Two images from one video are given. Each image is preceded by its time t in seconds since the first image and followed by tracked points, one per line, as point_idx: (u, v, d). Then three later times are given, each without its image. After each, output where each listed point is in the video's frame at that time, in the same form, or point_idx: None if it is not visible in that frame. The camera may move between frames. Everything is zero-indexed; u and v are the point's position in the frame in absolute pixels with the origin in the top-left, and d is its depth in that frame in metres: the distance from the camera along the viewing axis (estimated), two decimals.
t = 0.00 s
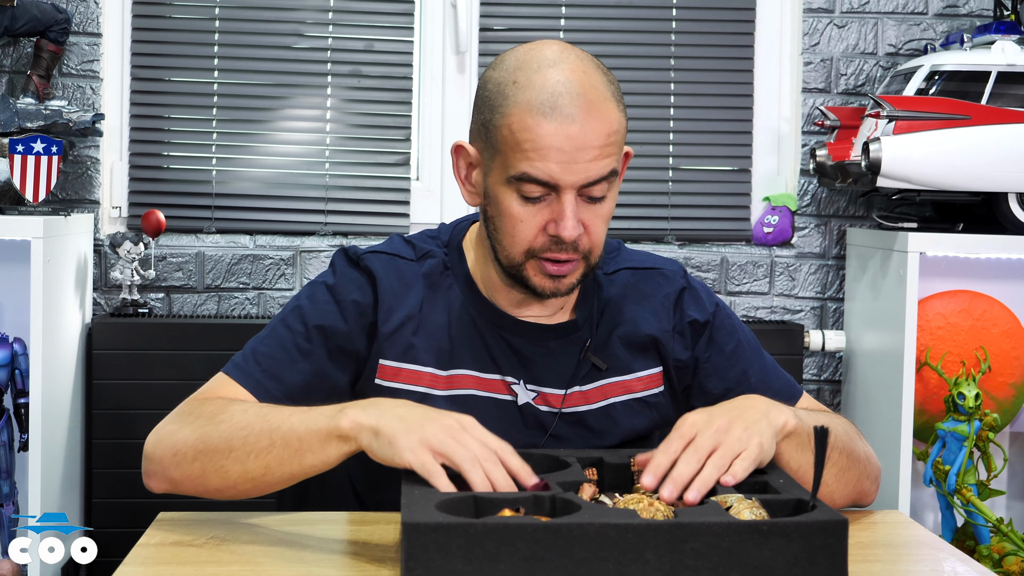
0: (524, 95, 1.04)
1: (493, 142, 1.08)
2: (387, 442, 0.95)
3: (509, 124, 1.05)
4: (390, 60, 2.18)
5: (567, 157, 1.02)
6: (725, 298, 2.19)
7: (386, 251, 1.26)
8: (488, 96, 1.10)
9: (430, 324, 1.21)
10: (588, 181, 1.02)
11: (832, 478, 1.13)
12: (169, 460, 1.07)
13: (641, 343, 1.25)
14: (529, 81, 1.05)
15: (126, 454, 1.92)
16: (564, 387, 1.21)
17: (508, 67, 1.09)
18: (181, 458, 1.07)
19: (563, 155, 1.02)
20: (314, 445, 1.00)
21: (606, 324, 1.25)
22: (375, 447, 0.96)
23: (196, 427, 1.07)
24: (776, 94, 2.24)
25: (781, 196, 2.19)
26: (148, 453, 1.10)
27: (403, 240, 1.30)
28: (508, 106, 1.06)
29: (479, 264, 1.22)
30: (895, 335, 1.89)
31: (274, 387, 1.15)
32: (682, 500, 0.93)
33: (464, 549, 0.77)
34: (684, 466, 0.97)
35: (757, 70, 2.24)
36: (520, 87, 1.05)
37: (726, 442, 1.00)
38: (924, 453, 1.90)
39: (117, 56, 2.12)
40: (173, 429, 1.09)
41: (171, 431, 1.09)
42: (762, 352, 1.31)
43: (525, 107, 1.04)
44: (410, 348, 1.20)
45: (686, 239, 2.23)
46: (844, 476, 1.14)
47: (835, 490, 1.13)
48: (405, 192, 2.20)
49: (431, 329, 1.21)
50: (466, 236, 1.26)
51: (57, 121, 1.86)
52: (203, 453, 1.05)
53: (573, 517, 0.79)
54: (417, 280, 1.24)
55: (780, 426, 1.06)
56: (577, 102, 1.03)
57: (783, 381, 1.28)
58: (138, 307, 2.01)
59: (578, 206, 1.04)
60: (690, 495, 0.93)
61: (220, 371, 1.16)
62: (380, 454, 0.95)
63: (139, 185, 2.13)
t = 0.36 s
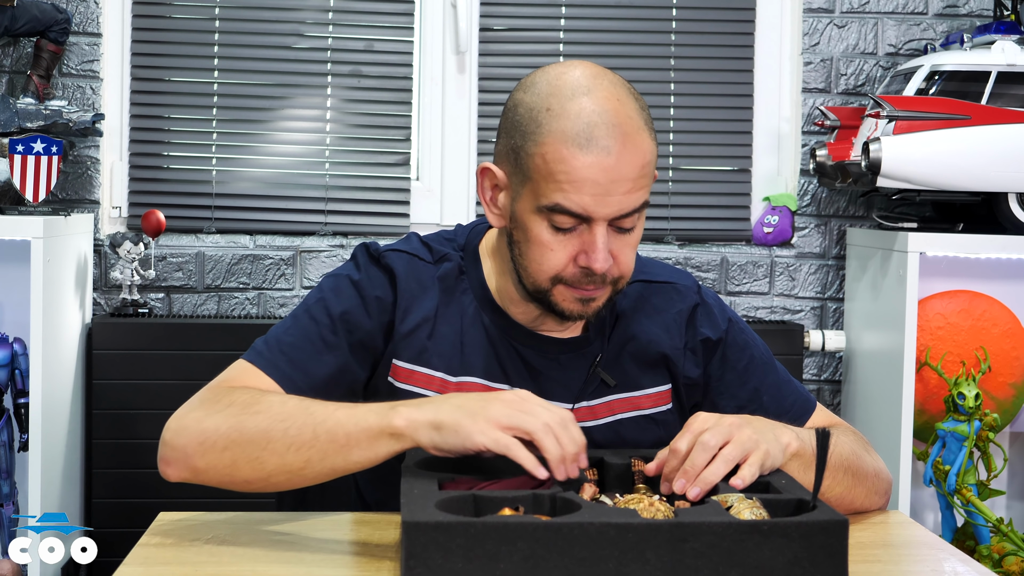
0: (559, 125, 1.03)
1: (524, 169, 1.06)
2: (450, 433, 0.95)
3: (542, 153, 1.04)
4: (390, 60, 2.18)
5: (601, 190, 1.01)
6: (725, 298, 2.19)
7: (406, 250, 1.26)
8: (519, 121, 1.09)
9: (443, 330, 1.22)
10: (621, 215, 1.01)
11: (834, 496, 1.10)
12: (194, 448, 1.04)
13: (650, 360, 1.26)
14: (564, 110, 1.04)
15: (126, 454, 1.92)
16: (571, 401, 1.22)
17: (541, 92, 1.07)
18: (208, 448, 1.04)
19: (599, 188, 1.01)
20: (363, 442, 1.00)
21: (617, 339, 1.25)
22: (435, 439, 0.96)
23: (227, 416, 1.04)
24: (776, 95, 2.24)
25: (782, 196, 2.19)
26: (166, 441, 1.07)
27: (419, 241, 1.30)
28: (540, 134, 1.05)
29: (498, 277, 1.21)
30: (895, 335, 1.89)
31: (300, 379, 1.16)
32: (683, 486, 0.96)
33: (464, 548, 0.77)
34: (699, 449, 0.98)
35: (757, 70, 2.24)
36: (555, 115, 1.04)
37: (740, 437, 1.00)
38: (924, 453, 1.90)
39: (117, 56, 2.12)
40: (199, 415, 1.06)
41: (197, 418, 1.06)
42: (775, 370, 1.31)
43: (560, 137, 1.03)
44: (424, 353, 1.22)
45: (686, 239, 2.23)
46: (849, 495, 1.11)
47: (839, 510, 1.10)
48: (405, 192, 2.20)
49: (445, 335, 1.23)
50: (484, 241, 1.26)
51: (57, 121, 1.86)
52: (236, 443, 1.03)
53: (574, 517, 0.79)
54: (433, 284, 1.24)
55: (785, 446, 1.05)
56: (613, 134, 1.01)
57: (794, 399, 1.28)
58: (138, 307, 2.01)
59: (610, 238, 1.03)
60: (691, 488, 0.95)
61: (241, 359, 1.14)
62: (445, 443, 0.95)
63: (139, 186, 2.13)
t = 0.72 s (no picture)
0: (596, 157, 1.03)
1: (556, 199, 1.06)
2: (463, 460, 0.95)
3: (577, 185, 1.04)
4: (390, 60, 2.18)
5: (637, 223, 1.01)
6: (725, 298, 2.19)
7: (418, 256, 1.26)
8: (551, 150, 1.08)
9: (451, 339, 1.22)
10: (655, 247, 1.02)
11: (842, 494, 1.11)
12: (193, 456, 1.05)
13: (654, 373, 1.26)
14: (600, 142, 1.04)
15: (126, 454, 1.92)
16: (575, 413, 1.23)
17: (574, 121, 1.07)
18: (207, 456, 1.05)
19: (634, 222, 1.01)
20: (362, 464, 1.01)
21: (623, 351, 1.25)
22: (445, 467, 0.96)
23: (229, 427, 1.05)
24: (776, 95, 2.24)
25: (781, 196, 2.19)
26: (166, 444, 1.08)
27: (430, 246, 1.29)
28: (575, 166, 1.05)
29: (511, 288, 1.21)
30: (895, 335, 1.89)
31: (303, 389, 1.16)
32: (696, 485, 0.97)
33: (474, 545, 0.79)
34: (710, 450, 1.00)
35: (757, 71, 2.24)
36: (591, 148, 1.04)
37: (752, 434, 1.02)
38: (924, 453, 1.90)
39: (117, 56, 2.12)
40: (200, 423, 1.07)
41: (198, 426, 1.07)
42: (778, 382, 1.31)
43: (596, 170, 1.03)
44: (432, 362, 1.22)
45: (686, 239, 2.23)
46: (856, 492, 1.12)
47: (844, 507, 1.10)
48: (405, 192, 2.20)
49: (452, 343, 1.22)
50: (494, 249, 1.25)
51: (57, 121, 1.86)
52: (235, 455, 1.04)
53: (581, 513, 0.81)
54: (444, 290, 1.24)
55: (795, 434, 1.07)
56: (650, 168, 1.01)
57: (796, 410, 1.29)
58: (138, 307, 2.01)
59: (641, 268, 1.03)
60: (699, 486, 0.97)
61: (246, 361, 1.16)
62: (458, 472, 0.95)
63: (139, 186, 2.13)
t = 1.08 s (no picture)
0: (628, 162, 1.03)
1: (585, 204, 1.06)
2: (463, 461, 0.95)
3: (608, 190, 1.03)
4: (390, 60, 2.18)
5: (668, 229, 1.01)
6: (725, 298, 2.19)
7: (428, 257, 1.26)
8: (580, 155, 1.08)
9: (459, 339, 1.22)
10: (683, 253, 1.02)
11: (842, 490, 1.11)
12: (195, 449, 1.06)
13: (660, 373, 1.27)
14: (630, 148, 1.04)
15: (126, 454, 1.92)
16: (581, 414, 1.23)
17: (602, 128, 1.07)
18: (209, 451, 1.05)
19: (665, 227, 1.01)
20: (364, 463, 1.01)
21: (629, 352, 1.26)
22: (444, 467, 0.96)
23: (231, 422, 1.05)
24: (776, 95, 2.24)
25: (781, 196, 2.19)
26: (168, 436, 1.09)
27: (441, 246, 1.29)
28: (605, 171, 1.05)
29: (521, 291, 1.22)
30: (895, 335, 1.89)
31: (310, 390, 1.16)
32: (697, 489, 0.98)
33: (476, 543, 0.79)
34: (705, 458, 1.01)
35: (757, 71, 2.24)
36: (622, 153, 1.04)
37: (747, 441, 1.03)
38: (924, 452, 1.91)
39: (117, 56, 2.12)
40: (202, 416, 1.07)
41: (200, 419, 1.07)
42: (784, 375, 1.30)
43: (628, 174, 1.03)
44: (440, 363, 1.22)
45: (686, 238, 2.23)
46: (858, 488, 1.11)
47: (849, 503, 1.10)
48: (405, 192, 2.20)
49: (462, 345, 1.23)
50: (505, 252, 1.26)
51: (57, 121, 1.86)
52: (237, 450, 1.04)
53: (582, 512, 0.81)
54: (454, 291, 1.24)
55: (789, 431, 1.07)
56: (681, 174, 1.02)
57: (803, 403, 1.28)
58: (138, 307, 2.01)
59: (669, 274, 1.03)
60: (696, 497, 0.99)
61: (252, 357, 1.15)
62: (458, 473, 0.95)
63: (139, 186, 2.13)
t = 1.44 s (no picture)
0: (645, 163, 1.03)
1: (599, 204, 1.06)
2: (465, 463, 0.96)
3: (624, 190, 1.03)
4: (390, 60, 2.18)
5: (683, 231, 1.01)
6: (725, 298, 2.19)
7: (432, 257, 1.26)
8: (596, 155, 1.08)
9: (463, 340, 1.22)
10: (696, 255, 1.02)
11: (844, 494, 1.11)
12: (197, 450, 1.06)
13: (664, 373, 1.27)
14: (647, 149, 1.04)
15: (126, 454, 1.92)
16: (585, 415, 1.23)
17: (618, 128, 1.08)
18: (211, 452, 1.05)
19: (680, 228, 1.01)
20: (366, 465, 1.01)
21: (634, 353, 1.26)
22: (446, 469, 0.96)
23: (233, 423, 1.05)
24: (776, 95, 2.24)
25: (781, 196, 2.19)
26: (171, 436, 1.09)
27: (445, 247, 1.29)
28: (621, 172, 1.05)
29: (526, 292, 1.22)
30: (895, 335, 1.89)
31: (313, 391, 1.16)
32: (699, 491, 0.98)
33: (475, 546, 0.79)
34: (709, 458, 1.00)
35: (757, 71, 2.24)
36: (639, 154, 1.04)
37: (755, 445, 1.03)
38: (924, 452, 1.91)
39: (117, 56, 2.12)
40: (204, 417, 1.07)
41: (202, 420, 1.07)
42: (787, 378, 1.31)
43: (645, 175, 1.03)
44: (444, 364, 1.22)
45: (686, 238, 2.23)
46: (861, 492, 1.11)
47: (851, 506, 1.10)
48: (405, 192, 2.20)
49: (465, 346, 1.23)
50: (509, 252, 1.26)
51: (57, 121, 1.86)
52: (239, 452, 1.04)
53: (581, 514, 0.81)
54: (458, 292, 1.24)
55: (794, 437, 1.07)
56: (698, 176, 1.02)
57: (806, 405, 1.29)
58: (138, 307, 2.01)
59: (681, 276, 1.04)
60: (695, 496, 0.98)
61: (255, 358, 1.15)
62: (460, 475, 0.95)
63: (139, 186, 2.13)
